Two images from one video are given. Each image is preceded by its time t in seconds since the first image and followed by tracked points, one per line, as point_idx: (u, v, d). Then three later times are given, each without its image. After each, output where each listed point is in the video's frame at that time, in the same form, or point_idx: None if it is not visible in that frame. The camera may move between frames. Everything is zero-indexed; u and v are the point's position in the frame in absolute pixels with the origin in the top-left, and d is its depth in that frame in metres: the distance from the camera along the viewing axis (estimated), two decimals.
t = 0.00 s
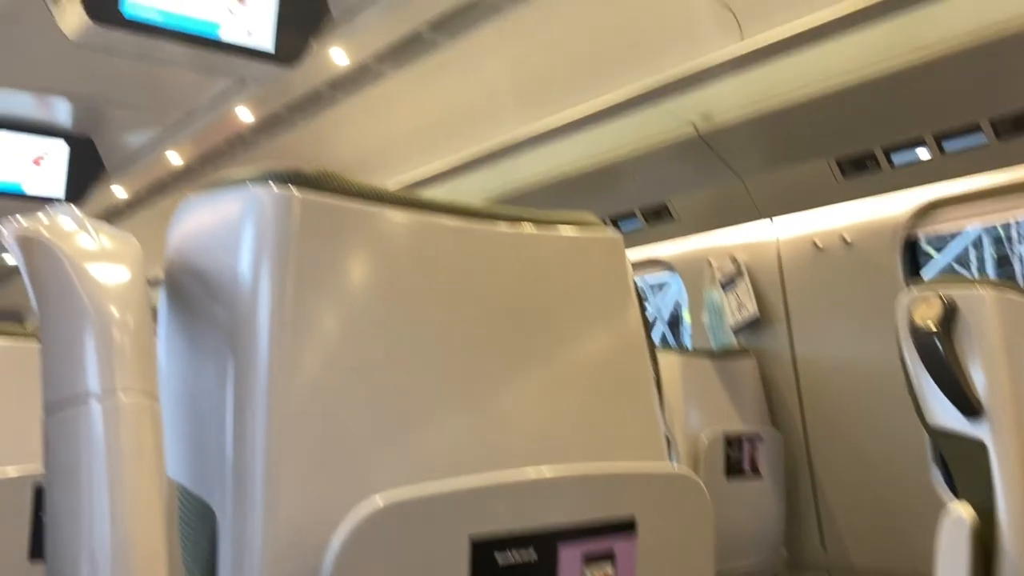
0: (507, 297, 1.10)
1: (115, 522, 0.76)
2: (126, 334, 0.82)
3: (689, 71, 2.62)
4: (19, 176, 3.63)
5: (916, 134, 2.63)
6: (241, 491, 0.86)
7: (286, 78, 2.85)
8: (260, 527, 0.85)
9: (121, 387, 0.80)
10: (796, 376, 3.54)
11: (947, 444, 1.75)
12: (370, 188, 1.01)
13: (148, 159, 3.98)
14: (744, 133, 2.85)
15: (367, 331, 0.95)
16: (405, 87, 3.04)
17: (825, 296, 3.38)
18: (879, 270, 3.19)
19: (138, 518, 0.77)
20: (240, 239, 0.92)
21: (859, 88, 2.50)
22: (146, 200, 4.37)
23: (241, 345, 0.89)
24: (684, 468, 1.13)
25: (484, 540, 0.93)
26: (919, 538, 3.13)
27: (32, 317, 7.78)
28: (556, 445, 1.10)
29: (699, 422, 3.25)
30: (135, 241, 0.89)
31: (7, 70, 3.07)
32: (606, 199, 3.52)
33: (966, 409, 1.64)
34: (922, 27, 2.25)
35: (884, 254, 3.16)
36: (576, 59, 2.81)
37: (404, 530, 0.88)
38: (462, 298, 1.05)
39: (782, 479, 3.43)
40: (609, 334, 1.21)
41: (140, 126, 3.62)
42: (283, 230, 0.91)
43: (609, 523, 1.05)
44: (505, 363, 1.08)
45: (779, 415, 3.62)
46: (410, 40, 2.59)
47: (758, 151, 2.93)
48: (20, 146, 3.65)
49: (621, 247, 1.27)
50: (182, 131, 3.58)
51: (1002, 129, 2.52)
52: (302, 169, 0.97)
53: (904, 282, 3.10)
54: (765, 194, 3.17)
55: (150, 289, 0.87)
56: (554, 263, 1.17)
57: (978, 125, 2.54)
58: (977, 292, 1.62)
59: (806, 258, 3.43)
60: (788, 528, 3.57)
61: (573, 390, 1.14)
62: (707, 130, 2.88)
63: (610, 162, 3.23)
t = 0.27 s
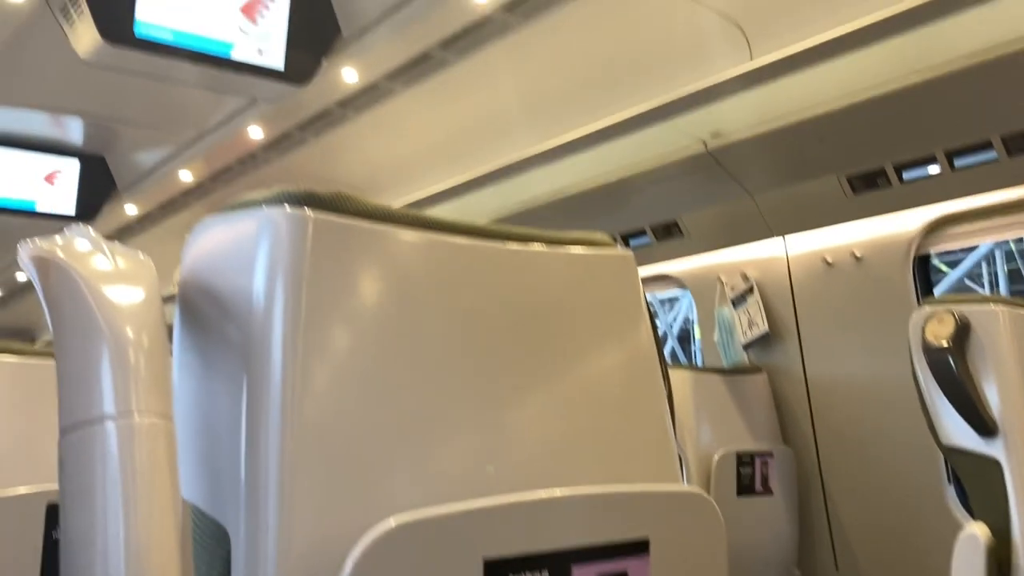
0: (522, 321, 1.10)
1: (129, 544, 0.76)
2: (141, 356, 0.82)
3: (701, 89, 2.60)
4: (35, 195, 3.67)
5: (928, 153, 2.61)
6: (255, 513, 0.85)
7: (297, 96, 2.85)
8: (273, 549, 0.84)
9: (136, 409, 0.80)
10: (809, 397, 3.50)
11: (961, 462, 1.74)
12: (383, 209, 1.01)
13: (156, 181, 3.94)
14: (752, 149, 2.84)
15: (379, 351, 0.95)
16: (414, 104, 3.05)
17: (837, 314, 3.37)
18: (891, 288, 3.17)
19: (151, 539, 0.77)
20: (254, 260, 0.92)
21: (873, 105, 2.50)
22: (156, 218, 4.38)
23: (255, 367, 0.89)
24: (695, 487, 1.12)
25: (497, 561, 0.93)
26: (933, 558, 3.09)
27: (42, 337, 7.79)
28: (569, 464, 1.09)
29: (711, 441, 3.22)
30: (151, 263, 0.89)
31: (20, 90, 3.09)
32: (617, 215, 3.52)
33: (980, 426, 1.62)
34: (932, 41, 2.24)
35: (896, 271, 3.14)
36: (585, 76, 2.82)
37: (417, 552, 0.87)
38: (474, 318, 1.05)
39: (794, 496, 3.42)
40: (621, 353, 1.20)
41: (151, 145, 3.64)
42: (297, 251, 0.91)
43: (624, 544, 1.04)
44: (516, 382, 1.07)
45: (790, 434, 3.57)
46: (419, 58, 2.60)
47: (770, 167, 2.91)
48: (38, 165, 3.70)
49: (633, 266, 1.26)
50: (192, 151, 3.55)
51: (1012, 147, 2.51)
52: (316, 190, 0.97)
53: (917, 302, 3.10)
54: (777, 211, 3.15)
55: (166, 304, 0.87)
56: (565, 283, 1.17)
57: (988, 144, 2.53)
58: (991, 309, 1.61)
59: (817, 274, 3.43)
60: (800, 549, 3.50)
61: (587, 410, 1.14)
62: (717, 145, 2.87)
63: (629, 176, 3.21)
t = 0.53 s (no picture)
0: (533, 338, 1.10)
1: (143, 563, 0.76)
2: (155, 374, 0.82)
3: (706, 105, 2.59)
4: (48, 211, 3.70)
5: (938, 167, 2.61)
6: (268, 531, 0.85)
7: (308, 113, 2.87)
8: (287, 569, 0.84)
9: (150, 428, 0.80)
10: (820, 412, 3.48)
11: (975, 478, 1.73)
12: (395, 227, 1.01)
13: (168, 198, 3.96)
14: (762, 165, 2.80)
15: (391, 368, 0.95)
16: (424, 120, 3.06)
17: (849, 330, 3.34)
18: (903, 303, 3.15)
19: (165, 559, 0.77)
20: (267, 278, 0.93)
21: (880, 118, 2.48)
22: (167, 234, 4.40)
23: (268, 384, 0.89)
24: (705, 504, 1.12)
25: None
26: None
27: (53, 352, 7.82)
28: (580, 482, 1.09)
29: (722, 457, 3.21)
30: (165, 281, 0.90)
31: (33, 108, 3.12)
32: (626, 231, 3.51)
33: (994, 443, 1.62)
34: (939, 58, 2.23)
35: (907, 287, 3.13)
36: (594, 92, 2.82)
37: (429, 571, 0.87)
38: (486, 335, 1.05)
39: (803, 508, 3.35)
40: (632, 370, 1.20)
41: (162, 161, 3.66)
42: (310, 269, 0.91)
43: (636, 563, 1.04)
44: (527, 399, 1.07)
45: (802, 450, 3.56)
46: (428, 75, 2.62)
47: (780, 183, 2.89)
48: (52, 183, 3.72)
49: (644, 282, 1.26)
50: (204, 167, 3.57)
51: None
52: (328, 209, 0.98)
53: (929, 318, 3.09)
54: (787, 226, 3.15)
55: (180, 318, 0.88)
56: (576, 300, 1.16)
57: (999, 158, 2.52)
58: (1003, 324, 1.60)
59: (827, 289, 3.41)
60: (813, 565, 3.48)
61: (598, 427, 1.14)
62: (725, 160, 2.84)
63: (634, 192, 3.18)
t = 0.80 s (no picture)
0: (540, 348, 1.10)
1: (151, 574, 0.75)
2: (164, 385, 0.82)
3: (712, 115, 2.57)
4: (57, 222, 3.71)
5: (944, 176, 2.61)
6: (276, 543, 0.85)
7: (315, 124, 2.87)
8: None
9: (159, 439, 0.80)
10: (827, 422, 3.47)
11: (984, 489, 1.72)
12: (402, 238, 1.01)
13: (175, 208, 3.96)
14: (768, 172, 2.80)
15: (398, 379, 0.95)
16: (430, 129, 3.07)
17: (855, 339, 3.33)
18: (910, 312, 3.12)
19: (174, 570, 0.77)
20: (276, 289, 0.93)
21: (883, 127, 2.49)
22: (174, 243, 4.40)
23: (276, 394, 0.89)
24: (712, 514, 1.12)
25: None
26: None
27: (60, 360, 7.83)
28: (587, 491, 1.09)
29: (729, 468, 3.19)
30: (174, 293, 0.91)
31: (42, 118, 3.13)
32: (631, 240, 3.50)
33: (1002, 454, 1.61)
34: (943, 69, 2.23)
35: (913, 296, 3.10)
36: (600, 102, 2.82)
37: None
38: (493, 345, 1.05)
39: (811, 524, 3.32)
40: (639, 380, 1.19)
41: (169, 171, 3.68)
42: (318, 279, 0.91)
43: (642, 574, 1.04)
44: (534, 408, 1.07)
45: (809, 459, 3.55)
46: (435, 85, 2.63)
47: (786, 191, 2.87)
48: (61, 193, 3.72)
49: (651, 291, 1.26)
50: (211, 177, 3.58)
51: None
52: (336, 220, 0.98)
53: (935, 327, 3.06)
54: (793, 236, 3.14)
55: (188, 327, 0.88)
56: (583, 310, 1.16)
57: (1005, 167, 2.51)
58: (1009, 333, 1.59)
59: (833, 298, 3.40)
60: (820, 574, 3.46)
61: (605, 437, 1.13)
62: (731, 168, 2.85)
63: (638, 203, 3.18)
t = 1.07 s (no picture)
0: (550, 362, 1.10)
1: None
2: (177, 400, 0.82)
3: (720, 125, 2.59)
4: (66, 235, 3.76)
5: (954, 189, 2.59)
6: (288, 557, 0.84)
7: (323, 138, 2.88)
8: None
9: (173, 454, 0.80)
10: (837, 436, 3.37)
11: (996, 502, 1.71)
12: (414, 252, 1.01)
13: (183, 222, 3.97)
14: (777, 187, 2.78)
15: (409, 393, 0.95)
16: (438, 142, 3.08)
17: (865, 354, 3.27)
18: (921, 325, 3.06)
19: None
20: (288, 304, 0.93)
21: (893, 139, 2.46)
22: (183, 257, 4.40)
23: (288, 408, 0.89)
24: (725, 529, 1.12)
25: None
26: None
27: (69, 375, 7.83)
28: (599, 504, 1.08)
29: (739, 480, 3.06)
30: (187, 309, 0.91)
31: (53, 132, 3.16)
32: (639, 253, 3.47)
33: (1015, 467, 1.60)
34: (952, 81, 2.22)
35: (924, 308, 3.05)
36: (608, 114, 2.83)
37: None
38: (504, 359, 1.05)
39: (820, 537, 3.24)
40: (649, 393, 1.19)
41: (179, 185, 3.69)
42: (330, 294, 0.91)
43: None
44: (544, 421, 1.06)
45: (819, 472, 3.43)
46: (443, 98, 2.64)
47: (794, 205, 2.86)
48: (72, 207, 3.78)
49: (661, 305, 1.26)
50: (221, 191, 3.59)
51: None
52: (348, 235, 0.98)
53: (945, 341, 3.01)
54: (803, 249, 3.13)
55: (201, 340, 0.88)
56: (594, 324, 1.16)
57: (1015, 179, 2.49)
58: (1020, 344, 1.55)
59: (842, 310, 3.34)
60: None
61: (616, 451, 1.13)
62: (739, 181, 2.83)
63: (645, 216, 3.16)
